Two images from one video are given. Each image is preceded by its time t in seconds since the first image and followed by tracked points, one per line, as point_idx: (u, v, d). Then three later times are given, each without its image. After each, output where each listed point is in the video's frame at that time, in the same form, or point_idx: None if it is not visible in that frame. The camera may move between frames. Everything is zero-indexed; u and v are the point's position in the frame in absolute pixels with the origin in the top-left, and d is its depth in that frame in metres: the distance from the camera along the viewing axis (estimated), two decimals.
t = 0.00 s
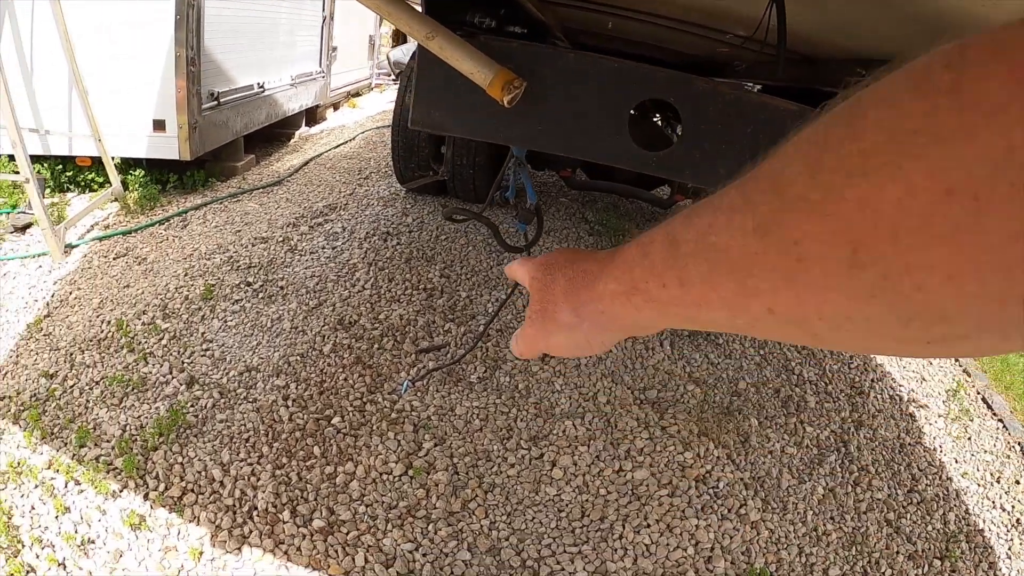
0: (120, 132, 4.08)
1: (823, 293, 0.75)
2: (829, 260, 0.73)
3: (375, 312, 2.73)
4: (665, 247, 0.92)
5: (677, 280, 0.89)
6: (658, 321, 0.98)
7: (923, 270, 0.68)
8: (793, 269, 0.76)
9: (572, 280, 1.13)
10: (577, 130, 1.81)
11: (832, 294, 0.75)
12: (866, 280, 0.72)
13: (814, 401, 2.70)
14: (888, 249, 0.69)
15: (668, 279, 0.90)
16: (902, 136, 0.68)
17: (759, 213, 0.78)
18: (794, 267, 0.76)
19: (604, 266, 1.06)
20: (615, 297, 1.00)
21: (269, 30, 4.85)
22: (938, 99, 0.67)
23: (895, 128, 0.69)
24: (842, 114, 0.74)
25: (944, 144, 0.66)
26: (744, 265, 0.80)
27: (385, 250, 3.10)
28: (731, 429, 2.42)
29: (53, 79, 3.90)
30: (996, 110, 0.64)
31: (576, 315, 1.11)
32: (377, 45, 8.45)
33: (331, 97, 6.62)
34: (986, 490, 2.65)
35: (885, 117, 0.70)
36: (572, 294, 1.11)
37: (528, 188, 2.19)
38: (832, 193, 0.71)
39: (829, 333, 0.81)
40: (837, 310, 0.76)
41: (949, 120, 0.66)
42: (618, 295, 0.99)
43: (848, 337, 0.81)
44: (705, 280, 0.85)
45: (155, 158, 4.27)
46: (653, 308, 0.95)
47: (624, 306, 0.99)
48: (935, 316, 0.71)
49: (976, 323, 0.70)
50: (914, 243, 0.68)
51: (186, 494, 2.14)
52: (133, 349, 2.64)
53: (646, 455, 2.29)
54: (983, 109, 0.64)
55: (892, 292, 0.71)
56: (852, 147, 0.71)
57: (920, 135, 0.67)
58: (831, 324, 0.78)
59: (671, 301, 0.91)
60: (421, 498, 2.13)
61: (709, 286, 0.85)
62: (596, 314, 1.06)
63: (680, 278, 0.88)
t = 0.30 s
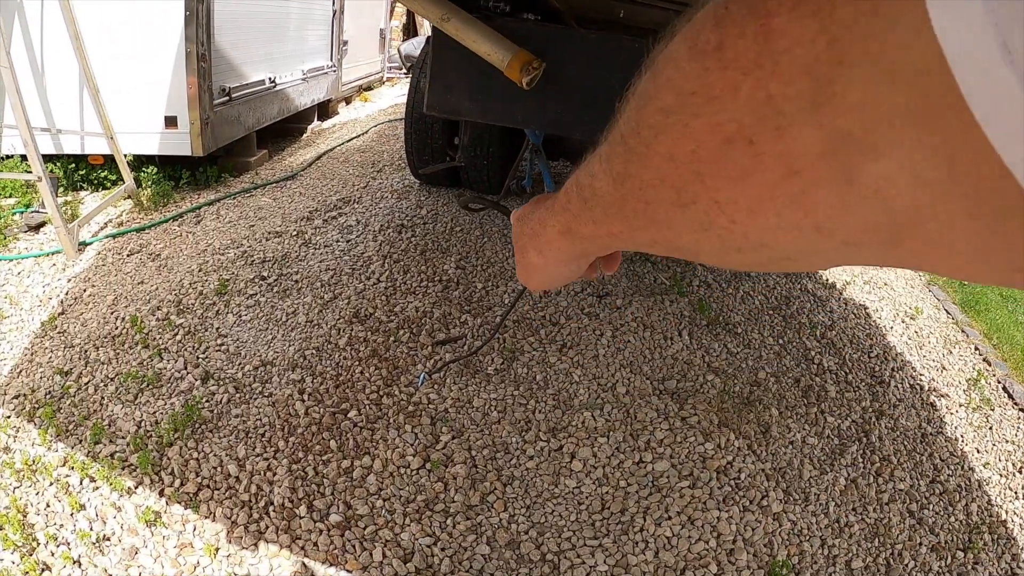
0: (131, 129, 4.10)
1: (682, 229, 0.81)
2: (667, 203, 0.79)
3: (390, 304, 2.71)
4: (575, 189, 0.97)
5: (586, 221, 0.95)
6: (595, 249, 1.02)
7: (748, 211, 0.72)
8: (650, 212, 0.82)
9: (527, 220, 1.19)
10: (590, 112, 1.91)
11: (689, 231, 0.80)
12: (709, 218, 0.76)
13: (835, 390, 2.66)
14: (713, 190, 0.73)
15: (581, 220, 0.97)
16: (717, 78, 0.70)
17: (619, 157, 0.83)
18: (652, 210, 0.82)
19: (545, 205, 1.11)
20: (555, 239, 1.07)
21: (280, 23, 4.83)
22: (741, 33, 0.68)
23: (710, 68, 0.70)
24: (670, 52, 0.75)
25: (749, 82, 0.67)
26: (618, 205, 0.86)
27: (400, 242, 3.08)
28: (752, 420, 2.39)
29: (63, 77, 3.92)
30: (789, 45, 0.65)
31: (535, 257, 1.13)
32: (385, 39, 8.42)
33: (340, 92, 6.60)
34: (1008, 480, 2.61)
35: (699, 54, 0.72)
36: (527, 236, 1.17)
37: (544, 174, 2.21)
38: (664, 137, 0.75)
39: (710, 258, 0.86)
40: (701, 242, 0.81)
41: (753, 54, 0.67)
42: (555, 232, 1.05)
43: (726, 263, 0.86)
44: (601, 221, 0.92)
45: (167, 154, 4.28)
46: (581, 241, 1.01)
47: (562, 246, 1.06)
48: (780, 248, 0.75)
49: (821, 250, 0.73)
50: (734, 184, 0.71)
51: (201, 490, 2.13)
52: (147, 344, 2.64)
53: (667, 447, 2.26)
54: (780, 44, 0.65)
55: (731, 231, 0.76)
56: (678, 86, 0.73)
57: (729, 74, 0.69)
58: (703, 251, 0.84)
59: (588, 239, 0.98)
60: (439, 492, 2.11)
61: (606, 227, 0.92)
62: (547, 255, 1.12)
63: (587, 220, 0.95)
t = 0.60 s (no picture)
0: (124, 136, 4.11)
1: (678, 185, 0.82)
2: (664, 157, 0.80)
3: (385, 304, 2.71)
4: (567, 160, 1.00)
5: (581, 191, 0.98)
6: (591, 221, 1.04)
7: (747, 156, 0.73)
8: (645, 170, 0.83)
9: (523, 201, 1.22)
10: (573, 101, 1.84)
11: (687, 186, 0.81)
12: (708, 169, 0.77)
13: (834, 379, 2.65)
14: (711, 136, 0.74)
15: (576, 190, 0.99)
16: (708, 19, 0.71)
17: (611, 116, 0.85)
18: (647, 167, 0.83)
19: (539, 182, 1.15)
20: (551, 214, 1.10)
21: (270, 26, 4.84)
22: None
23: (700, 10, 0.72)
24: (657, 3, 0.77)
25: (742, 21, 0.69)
26: (612, 166, 0.87)
27: (394, 241, 3.08)
28: (750, 411, 2.38)
29: (56, 84, 3.93)
30: None
31: (533, 235, 1.18)
32: (380, 42, 8.44)
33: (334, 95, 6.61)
34: (1012, 467, 2.60)
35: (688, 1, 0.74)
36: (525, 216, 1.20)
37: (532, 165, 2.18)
38: (657, 87, 0.77)
39: (709, 220, 0.87)
40: (699, 199, 0.82)
41: None
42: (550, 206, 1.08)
43: (725, 224, 0.87)
44: (595, 187, 0.93)
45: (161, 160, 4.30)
46: (576, 212, 1.03)
47: (558, 220, 1.09)
48: (782, 198, 0.75)
49: (826, 200, 0.73)
50: (733, 129, 0.72)
51: (196, 493, 2.13)
52: (142, 349, 2.63)
53: (665, 440, 2.26)
54: None
55: (731, 182, 0.76)
56: (668, 35, 0.75)
57: (721, 14, 0.70)
58: (701, 209, 0.84)
59: (583, 210, 0.99)
60: (435, 490, 2.11)
61: (602, 194, 0.94)
62: (545, 233, 1.16)
63: (581, 188, 0.97)
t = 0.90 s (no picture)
0: (123, 144, 4.13)
1: (700, 185, 0.83)
2: (686, 156, 0.81)
3: (385, 305, 2.73)
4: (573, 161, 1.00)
5: (592, 194, 0.99)
6: (600, 221, 1.06)
7: (778, 153, 0.74)
8: (666, 169, 0.84)
9: (524, 206, 1.23)
10: (564, 103, 1.86)
11: (709, 187, 0.82)
12: (736, 168, 0.78)
13: (833, 370, 2.67)
14: (739, 134, 0.75)
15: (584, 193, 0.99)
16: (735, 11, 0.72)
17: (626, 116, 0.85)
18: (667, 166, 0.83)
19: (542, 185, 1.16)
20: (557, 217, 1.10)
21: (264, 31, 4.86)
22: None
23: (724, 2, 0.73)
24: None
25: (774, 14, 0.70)
26: (628, 167, 0.88)
27: (393, 242, 3.10)
28: (749, 403, 2.40)
29: (53, 95, 3.94)
30: None
31: (539, 239, 1.20)
32: (376, 43, 8.44)
33: (330, 98, 6.62)
34: (1013, 454, 2.62)
35: None
36: (528, 220, 1.21)
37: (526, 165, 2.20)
38: (681, 84, 0.77)
39: (726, 221, 0.88)
40: (720, 199, 0.83)
41: None
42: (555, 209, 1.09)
43: (741, 226, 0.89)
44: (609, 189, 0.94)
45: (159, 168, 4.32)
46: (585, 213, 1.04)
47: (565, 221, 1.10)
48: (809, 195, 0.77)
49: (853, 197, 0.76)
50: (764, 126, 0.73)
51: (203, 496, 2.15)
52: (145, 356, 2.66)
53: (665, 434, 2.28)
54: None
55: (758, 179, 0.78)
56: (689, 29, 0.76)
57: (749, 6, 0.71)
58: (720, 210, 0.86)
59: (597, 211, 1.01)
60: (438, 488, 2.13)
61: (617, 197, 0.95)
62: (549, 236, 1.18)
63: (592, 190, 0.98)
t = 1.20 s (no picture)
0: (122, 156, 4.14)
1: (727, 209, 0.85)
2: (713, 180, 0.83)
3: (387, 311, 2.75)
4: (587, 182, 1.03)
5: (609, 215, 1.02)
6: (614, 239, 1.09)
7: (808, 183, 0.76)
8: (692, 192, 0.86)
9: (527, 224, 1.29)
10: (562, 113, 1.86)
11: (735, 211, 0.85)
12: (763, 196, 0.81)
13: (834, 364, 2.69)
14: (769, 162, 0.78)
15: (603, 213, 1.02)
16: (770, 40, 0.73)
17: (646, 139, 0.88)
18: (694, 190, 0.86)
19: (547, 205, 1.21)
20: (567, 235, 1.16)
21: (259, 37, 4.87)
22: None
23: (759, 30, 0.74)
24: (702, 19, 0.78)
25: (810, 44, 0.71)
26: (650, 190, 0.91)
27: (393, 248, 3.12)
28: (751, 399, 2.42)
29: (51, 109, 3.95)
30: None
31: (545, 259, 1.27)
32: (370, 46, 8.44)
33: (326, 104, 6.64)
34: (1013, 443, 2.64)
35: (743, 19, 0.75)
36: (533, 238, 1.28)
37: (527, 173, 2.23)
38: (710, 111, 0.79)
39: (750, 243, 0.91)
40: (746, 224, 0.86)
41: (814, 12, 0.70)
42: (571, 227, 1.13)
43: (764, 249, 0.92)
44: (631, 210, 0.97)
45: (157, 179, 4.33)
46: (602, 233, 1.08)
47: (580, 238, 1.14)
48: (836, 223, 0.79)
49: (883, 226, 0.77)
50: (796, 156, 0.75)
51: (212, 504, 2.17)
52: (151, 366, 2.68)
53: (668, 431, 2.30)
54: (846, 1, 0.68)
55: (786, 205, 0.80)
56: (719, 55, 0.77)
57: (784, 37, 0.72)
58: (745, 233, 0.88)
59: (614, 230, 1.04)
60: (445, 491, 2.15)
61: (637, 219, 0.97)
62: (563, 254, 1.22)
63: (607, 212, 1.02)
